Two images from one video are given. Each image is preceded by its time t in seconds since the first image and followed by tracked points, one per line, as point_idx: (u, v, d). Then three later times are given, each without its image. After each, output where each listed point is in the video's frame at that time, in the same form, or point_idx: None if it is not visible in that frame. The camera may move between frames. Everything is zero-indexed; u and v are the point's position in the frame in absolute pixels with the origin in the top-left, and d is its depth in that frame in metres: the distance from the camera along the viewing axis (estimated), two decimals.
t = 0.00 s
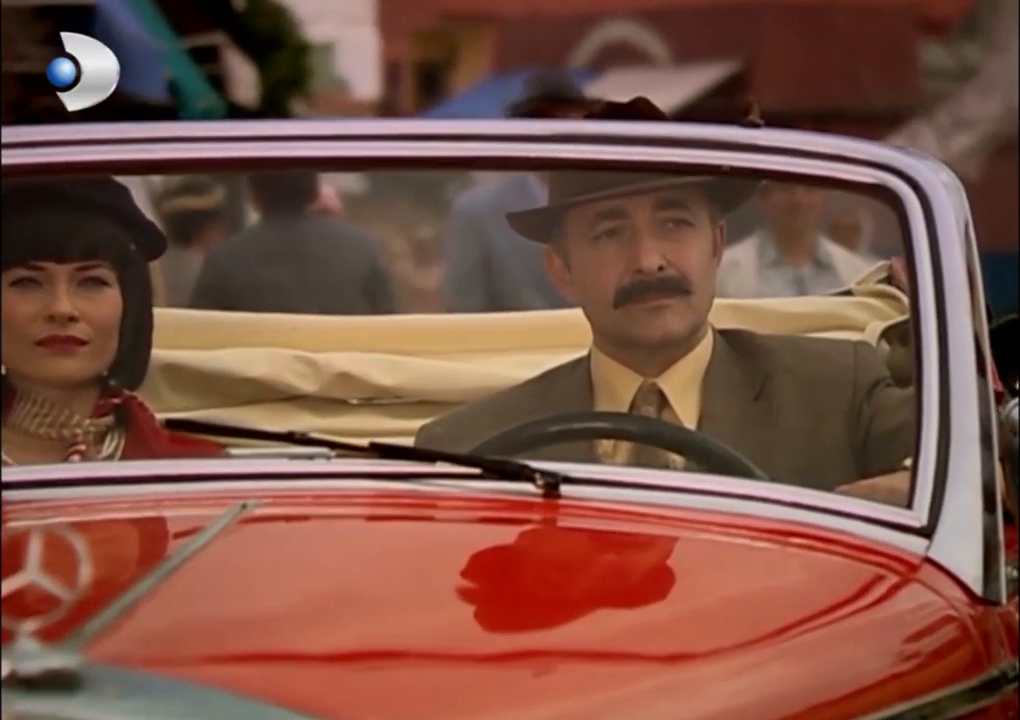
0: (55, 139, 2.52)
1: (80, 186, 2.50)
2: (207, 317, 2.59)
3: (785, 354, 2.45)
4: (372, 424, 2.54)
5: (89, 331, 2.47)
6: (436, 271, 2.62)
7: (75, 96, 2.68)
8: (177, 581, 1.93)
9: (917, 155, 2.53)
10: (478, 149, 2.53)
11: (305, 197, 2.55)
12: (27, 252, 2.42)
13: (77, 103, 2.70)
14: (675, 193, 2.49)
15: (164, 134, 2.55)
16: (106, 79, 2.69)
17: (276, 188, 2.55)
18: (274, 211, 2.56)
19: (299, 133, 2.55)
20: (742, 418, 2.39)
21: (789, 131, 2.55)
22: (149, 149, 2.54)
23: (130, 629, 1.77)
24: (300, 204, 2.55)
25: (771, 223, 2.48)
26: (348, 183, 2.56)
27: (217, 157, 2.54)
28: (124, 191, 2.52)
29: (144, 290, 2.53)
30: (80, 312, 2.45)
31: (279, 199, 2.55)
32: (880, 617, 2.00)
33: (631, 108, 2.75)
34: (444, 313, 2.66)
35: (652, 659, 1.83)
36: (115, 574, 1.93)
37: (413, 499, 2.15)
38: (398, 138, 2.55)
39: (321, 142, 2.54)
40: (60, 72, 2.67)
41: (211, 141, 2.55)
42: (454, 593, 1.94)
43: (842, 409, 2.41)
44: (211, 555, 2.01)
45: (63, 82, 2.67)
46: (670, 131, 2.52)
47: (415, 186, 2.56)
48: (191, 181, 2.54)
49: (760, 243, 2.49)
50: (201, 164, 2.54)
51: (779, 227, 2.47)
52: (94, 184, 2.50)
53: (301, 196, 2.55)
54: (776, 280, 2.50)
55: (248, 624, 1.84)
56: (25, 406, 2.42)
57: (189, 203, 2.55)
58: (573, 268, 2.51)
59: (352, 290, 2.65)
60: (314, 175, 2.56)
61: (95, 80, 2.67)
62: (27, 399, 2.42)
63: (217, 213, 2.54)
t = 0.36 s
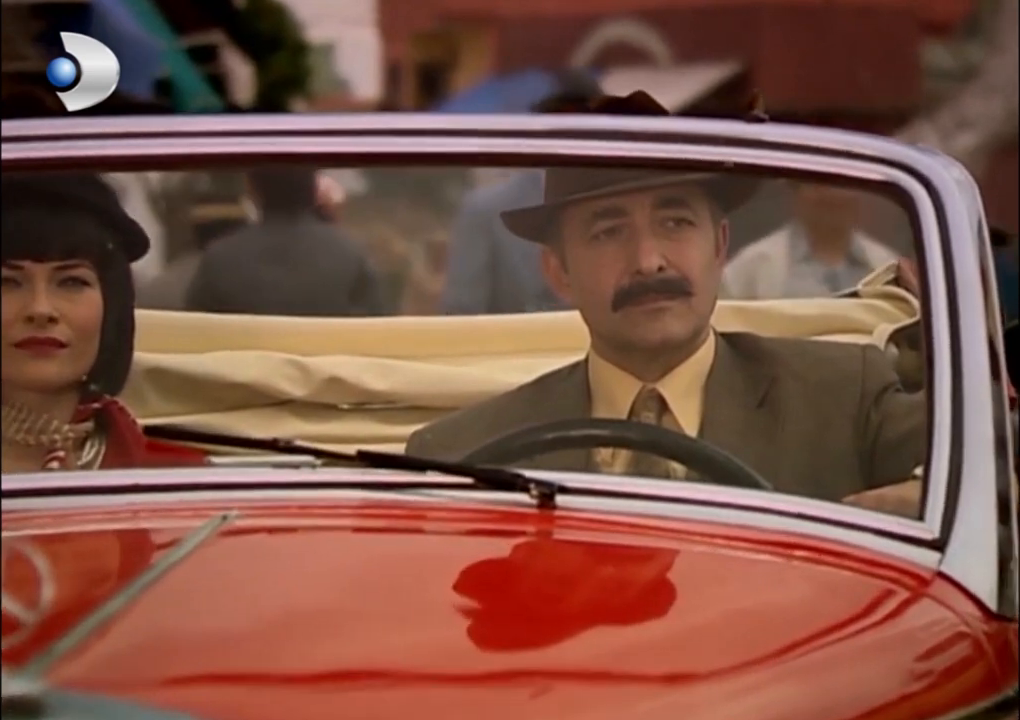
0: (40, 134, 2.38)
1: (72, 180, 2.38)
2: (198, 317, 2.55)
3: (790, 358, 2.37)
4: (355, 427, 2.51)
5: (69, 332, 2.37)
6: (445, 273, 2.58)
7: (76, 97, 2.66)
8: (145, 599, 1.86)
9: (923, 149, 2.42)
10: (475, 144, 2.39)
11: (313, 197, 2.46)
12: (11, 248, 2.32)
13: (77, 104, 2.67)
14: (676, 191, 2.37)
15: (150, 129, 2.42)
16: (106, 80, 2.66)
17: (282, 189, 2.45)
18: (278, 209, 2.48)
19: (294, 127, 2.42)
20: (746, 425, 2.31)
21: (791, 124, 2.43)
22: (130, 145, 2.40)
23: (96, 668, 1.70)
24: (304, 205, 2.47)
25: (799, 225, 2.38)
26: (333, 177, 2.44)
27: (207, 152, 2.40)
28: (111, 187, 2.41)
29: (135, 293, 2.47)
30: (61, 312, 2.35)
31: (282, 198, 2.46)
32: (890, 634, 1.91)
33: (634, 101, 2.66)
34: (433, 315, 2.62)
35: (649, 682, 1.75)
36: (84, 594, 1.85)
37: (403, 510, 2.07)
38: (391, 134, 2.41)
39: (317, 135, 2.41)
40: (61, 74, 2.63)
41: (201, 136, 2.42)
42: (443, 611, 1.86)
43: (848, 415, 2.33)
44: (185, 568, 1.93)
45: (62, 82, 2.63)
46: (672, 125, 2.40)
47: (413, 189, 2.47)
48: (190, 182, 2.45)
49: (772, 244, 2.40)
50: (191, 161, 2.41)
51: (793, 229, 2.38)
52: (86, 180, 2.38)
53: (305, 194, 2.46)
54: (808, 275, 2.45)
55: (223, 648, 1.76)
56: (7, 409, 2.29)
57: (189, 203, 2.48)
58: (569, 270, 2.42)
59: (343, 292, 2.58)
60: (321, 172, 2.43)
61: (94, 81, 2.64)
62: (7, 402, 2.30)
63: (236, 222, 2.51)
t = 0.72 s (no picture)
0: (21, 130, 2.28)
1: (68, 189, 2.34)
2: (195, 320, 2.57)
3: (795, 364, 2.28)
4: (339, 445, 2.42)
5: (45, 335, 2.31)
6: (464, 268, 2.51)
7: (75, 98, 2.58)
8: (115, 626, 1.76)
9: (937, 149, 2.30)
10: (473, 141, 2.28)
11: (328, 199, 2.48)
12: None
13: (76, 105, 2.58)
14: (676, 192, 2.27)
15: (135, 125, 2.30)
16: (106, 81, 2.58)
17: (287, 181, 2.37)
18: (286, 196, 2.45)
19: (303, 124, 2.30)
20: (749, 434, 2.21)
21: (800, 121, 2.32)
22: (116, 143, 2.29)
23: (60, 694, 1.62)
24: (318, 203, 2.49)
25: (809, 228, 2.26)
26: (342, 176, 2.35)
27: (194, 149, 2.29)
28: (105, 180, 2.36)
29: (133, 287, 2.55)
30: (36, 315, 2.30)
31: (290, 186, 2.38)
32: (900, 656, 1.82)
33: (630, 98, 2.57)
34: (432, 317, 2.59)
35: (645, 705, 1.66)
36: (53, 615, 1.77)
37: (391, 524, 1.98)
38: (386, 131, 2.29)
39: (310, 133, 2.29)
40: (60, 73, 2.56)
41: (187, 131, 2.30)
42: (431, 630, 1.77)
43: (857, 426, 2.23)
44: (157, 591, 1.84)
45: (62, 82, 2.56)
46: (674, 124, 2.30)
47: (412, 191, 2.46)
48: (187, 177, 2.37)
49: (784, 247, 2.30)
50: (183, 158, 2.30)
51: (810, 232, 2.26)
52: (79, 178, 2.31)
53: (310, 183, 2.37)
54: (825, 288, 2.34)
55: (202, 676, 1.67)
56: None
57: (192, 199, 2.50)
58: (567, 273, 2.33)
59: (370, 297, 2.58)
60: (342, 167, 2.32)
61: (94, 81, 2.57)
62: None
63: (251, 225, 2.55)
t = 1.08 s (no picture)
0: (9, 127, 2.13)
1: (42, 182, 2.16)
2: (171, 327, 2.48)
3: (796, 373, 2.19)
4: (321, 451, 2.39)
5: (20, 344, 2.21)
6: (475, 277, 2.41)
7: (75, 97, 2.29)
8: (89, 658, 1.65)
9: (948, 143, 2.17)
10: (467, 141, 2.16)
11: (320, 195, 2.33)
12: None
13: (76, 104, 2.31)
14: (674, 193, 2.16)
15: (122, 123, 2.15)
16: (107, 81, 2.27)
17: (284, 186, 2.29)
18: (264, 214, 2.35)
19: (293, 122, 2.18)
20: (749, 447, 2.13)
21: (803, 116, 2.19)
22: (104, 142, 2.14)
23: None
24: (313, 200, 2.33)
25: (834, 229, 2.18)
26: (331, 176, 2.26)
27: (184, 150, 2.15)
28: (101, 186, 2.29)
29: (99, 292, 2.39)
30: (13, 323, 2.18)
31: (287, 192, 2.31)
32: (907, 682, 1.73)
33: (625, 97, 2.48)
34: (445, 328, 2.52)
35: None
36: (16, 637, 1.68)
37: (373, 544, 1.89)
38: (377, 132, 2.16)
39: (294, 131, 2.17)
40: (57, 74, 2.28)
41: (179, 130, 2.16)
42: (415, 654, 1.68)
43: (861, 439, 2.15)
44: (127, 614, 1.75)
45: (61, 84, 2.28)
46: (670, 122, 2.17)
47: (411, 191, 2.30)
48: (184, 182, 2.29)
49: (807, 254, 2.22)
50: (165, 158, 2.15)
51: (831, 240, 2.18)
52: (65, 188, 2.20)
53: (304, 188, 2.31)
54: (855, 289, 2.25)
55: (178, 703, 1.58)
56: None
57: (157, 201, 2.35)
58: (560, 279, 2.23)
59: (359, 305, 2.52)
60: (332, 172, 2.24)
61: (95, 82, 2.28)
62: None
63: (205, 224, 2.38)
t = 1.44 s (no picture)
0: None
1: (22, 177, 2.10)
2: (155, 331, 2.35)
3: (794, 377, 2.10)
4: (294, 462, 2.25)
5: None
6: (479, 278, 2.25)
7: (75, 98, 2.07)
8: (52, 674, 1.56)
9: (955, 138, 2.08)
10: (454, 137, 2.07)
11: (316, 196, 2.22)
12: None
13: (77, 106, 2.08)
14: (667, 192, 2.06)
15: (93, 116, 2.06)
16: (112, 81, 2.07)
17: (283, 183, 2.20)
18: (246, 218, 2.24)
19: (271, 116, 2.08)
20: (746, 455, 2.05)
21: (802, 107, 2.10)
22: (83, 134, 2.06)
23: None
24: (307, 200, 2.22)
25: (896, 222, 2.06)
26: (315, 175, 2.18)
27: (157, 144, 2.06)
28: (91, 182, 2.21)
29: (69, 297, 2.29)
30: None
31: (282, 190, 2.21)
32: (914, 703, 1.64)
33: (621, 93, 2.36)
34: (454, 327, 2.36)
35: None
36: None
37: (350, 560, 1.80)
38: (363, 123, 2.08)
39: (273, 125, 2.07)
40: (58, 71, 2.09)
41: (162, 121, 2.08)
42: (396, 669, 1.60)
43: (861, 447, 2.07)
44: (92, 629, 1.67)
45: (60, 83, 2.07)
46: (665, 114, 2.08)
47: (403, 192, 2.20)
48: (174, 178, 2.20)
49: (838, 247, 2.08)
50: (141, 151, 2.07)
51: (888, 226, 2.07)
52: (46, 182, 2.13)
53: (302, 188, 2.21)
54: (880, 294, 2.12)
55: None
56: None
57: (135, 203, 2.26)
58: (548, 281, 2.13)
59: (340, 298, 2.34)
60: (315, 166, 2.15)
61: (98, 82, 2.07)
62: None
63: (193, 228, 2.28)
